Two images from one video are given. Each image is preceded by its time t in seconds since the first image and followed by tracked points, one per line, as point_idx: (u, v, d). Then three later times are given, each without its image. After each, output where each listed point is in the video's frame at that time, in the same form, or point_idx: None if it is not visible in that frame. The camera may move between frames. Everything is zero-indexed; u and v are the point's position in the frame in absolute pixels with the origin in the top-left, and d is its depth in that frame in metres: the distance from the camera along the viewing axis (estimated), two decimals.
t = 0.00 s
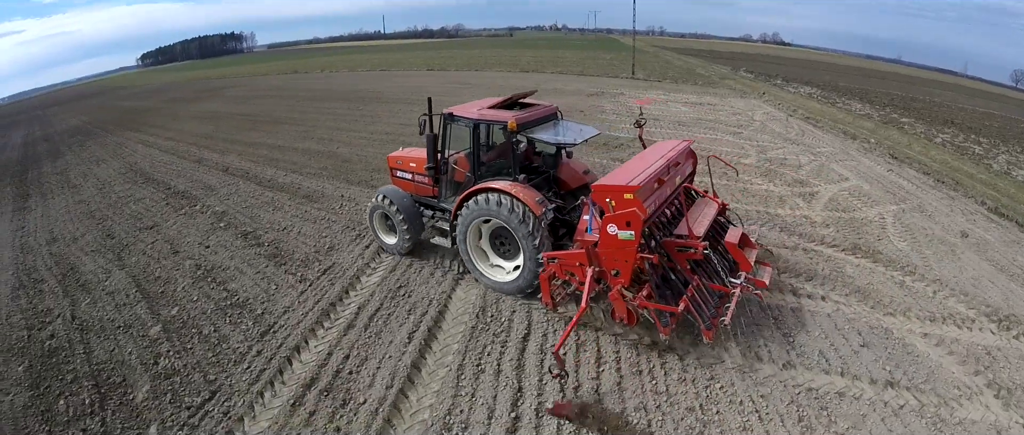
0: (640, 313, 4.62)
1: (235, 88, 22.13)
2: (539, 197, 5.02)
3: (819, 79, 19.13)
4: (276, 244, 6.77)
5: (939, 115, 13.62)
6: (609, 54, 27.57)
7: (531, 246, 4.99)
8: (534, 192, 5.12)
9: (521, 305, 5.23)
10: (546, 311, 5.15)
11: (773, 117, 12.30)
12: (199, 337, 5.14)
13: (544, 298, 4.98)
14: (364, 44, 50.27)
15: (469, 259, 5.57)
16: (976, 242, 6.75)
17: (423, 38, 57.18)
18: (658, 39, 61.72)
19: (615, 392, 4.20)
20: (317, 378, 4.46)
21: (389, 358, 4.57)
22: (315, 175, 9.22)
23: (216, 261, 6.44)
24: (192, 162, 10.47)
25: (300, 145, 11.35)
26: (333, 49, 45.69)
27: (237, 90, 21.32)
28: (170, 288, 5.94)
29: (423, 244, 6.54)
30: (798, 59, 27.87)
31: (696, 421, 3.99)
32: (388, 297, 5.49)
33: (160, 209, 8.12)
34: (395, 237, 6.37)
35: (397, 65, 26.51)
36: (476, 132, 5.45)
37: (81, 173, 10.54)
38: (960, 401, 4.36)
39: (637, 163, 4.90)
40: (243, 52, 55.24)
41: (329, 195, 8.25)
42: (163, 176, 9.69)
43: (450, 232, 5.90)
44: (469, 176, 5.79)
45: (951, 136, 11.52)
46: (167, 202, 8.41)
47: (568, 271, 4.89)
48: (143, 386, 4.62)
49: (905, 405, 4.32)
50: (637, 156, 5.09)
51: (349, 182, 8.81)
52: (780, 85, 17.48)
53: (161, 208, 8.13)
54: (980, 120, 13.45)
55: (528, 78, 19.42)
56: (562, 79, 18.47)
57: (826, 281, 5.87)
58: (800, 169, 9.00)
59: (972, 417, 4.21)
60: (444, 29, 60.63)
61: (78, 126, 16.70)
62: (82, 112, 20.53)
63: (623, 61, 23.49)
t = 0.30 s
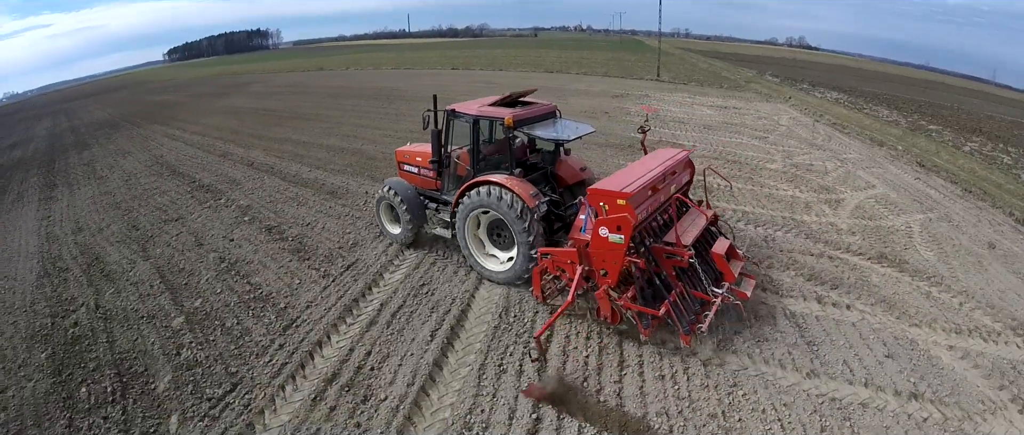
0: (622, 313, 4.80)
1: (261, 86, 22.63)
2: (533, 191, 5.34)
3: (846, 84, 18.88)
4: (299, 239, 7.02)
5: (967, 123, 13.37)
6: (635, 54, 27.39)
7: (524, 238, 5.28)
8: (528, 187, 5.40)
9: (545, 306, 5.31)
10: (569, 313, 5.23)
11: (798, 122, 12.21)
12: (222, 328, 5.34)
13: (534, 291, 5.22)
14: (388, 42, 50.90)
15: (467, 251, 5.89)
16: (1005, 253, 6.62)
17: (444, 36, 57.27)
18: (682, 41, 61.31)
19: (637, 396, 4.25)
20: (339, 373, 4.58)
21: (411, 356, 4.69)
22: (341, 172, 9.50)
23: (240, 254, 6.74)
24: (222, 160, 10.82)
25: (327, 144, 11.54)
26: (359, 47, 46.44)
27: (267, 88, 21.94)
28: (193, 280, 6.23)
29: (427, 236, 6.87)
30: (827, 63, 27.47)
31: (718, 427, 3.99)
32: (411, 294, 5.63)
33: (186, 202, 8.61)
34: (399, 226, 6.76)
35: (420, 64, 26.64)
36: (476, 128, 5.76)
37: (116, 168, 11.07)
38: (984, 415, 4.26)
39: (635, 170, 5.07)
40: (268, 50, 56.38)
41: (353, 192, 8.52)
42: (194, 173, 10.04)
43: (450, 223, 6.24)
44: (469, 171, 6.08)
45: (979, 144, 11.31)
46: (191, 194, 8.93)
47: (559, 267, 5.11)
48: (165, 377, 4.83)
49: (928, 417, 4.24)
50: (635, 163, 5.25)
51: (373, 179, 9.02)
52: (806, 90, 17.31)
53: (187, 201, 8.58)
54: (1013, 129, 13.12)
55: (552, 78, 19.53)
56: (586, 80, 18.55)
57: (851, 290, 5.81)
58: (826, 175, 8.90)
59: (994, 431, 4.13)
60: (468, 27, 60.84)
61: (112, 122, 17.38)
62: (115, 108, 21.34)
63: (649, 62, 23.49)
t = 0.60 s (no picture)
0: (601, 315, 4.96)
1: (288, 84, 23.08)
2: (528, 185, 5.54)
3: (875, 90, 18.56)
4: (324, 235, 7.27)
5: (1000, 132, 13.04)
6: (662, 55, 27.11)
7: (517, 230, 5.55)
8: (522, 180, 5.63)
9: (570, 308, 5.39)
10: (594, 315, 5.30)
11: (824, 127, 12.07)
12: (246, 321, 5.55)
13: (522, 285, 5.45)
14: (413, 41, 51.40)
15: (467, 241, 6.24)
16: None
17: (467, 35, 57.32)
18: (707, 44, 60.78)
19: (660, 400, 4.28)
20: (361, 368, 4.70)
21: (434, 353, 4.80)
22: (367, 169, 9.79)
23: (266, 247, 7.03)
24: (251, 157, 11.17)
25: (353, 143, 11.72)
26: (384, 45, 47.03)
27: (295, 85, 22.44)
28: (218, 272, 6.50)
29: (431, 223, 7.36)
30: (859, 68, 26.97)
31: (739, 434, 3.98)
32: (436, 292, 5.75)
33: (213, 195, 9.05)
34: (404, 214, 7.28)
35: (445, 63, 26.71)
36: (474, 124, 6.12)
37: (148, 164, 11.58)
38: (1008, 431, 4.14)
39: (628, 178, 5.15)
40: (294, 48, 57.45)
41: (376, 188, 8.84)
42: (224, 170, 10.37)
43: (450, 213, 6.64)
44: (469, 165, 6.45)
45: (1011, 154, 11.04)
46: (218, 188, 9.40)
47: (546, 265, 5.29)
48: (188, 367, 5.04)
49: (953, 431, 4.15)
50: (630, 171, 5.33)
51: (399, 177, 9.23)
52: (834, 95, 17.09)
53: (213, 195, 9.05)
54: None
55: (578, 78, 19.60)
56: (612, 81, 18.59)
57: (878, 300, 5.72)
58: (853, 182, 8.78)
59: None
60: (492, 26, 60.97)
61: (145, 118, 18.03)
62: (147, 104, 22.12)
63: (676, 64, 23.41)
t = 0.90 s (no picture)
0: (583, 301, 5.23)
1: (313, 82, 23.37)
2: (519, 176, 5.96)
3: (905, 97, 18.22)
4: (349, 230, 7.42)
5: None
6: (688, 56, 26.83)
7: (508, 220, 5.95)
8: (513, 170, 6.06)
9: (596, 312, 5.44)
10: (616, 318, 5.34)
11: (852, 133, 11.90)
12: (270, 314, 5.67)
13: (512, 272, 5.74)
14: (436, 39, 51.73)
15: (464, 229, 6.65)
16: None
17: (490, 34, 57.32)
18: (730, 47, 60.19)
19: (682, 405, 4.30)
20: (384, 365, 4.81)
21: (456, 352, 4.89)
22: (392, 166, 9.91)
23: (291, 242, 7.18)
24: (278, 152, 11.38)
25: (378, 140, 11.84)
26: (407, 43, 47.39)
27: (321, 82, 22.78)
28: (243, 265, 6.66)
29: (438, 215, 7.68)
30: (889, 74, 26.45)
31: None
32: (459, 289, 5.84)
33: (240, 189, 9.26)
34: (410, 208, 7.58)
35: (469, 62, 26.77)
36: (471, 119, 6.63)
37: (176, 157, 11.89)
38: None
39: (614, 173, 5.41)
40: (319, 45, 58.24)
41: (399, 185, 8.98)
42: (252, 165, 10.59)
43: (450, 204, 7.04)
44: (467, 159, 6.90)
45: None
46: (245, 182, 9.60)
47: (535, 253, 5.58)
48: (212, 357, 5.16)
49: None
50: (617, 167, 5.58)
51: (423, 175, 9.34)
52: (863, 101, 16.83)
53: (240, 189, 9.26)
54: None
55: (602, 79, 19.58)
56: (637, 83, 18.54)
57: (905, 310, 5.63)
58: (881, 190, 8.66)
59: None
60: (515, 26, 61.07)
61: (174, 112, 18.48)
62: (175, 98, 22.65)
63: (702, 66, 23.24)
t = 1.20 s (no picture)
0: (565, 285, 5.59)
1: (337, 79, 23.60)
2: (513, 167, 6.28)
3: (934, 104, 17.84)
4: (373, 227, 7.50)
5: None
6: (713, 57, 26.54)
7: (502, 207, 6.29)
8: (508, 162, 6.39)
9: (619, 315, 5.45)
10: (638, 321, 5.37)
11: (879, 140, 11.70)
12: (294, 308, 5.75)
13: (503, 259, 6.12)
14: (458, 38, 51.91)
15: (464, 219, 7.01)
16: None
17: (512, 34, 57.29)
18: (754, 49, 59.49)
19: (703, 410, 4.30)
20: (407, 362, 4.87)
21: (478, 351, 4.95)
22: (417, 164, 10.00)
23: (316, 237, 7.28)
24: (304, 148, 11.52)
25: (402, 138, 11.93)
26: (429, 41, 47.60)
27: (346, 80, 23.03)
28: (268, 259, 6.76)
29: (444, 207, 8.04)
30: (919, 79, 25.94)
31: None
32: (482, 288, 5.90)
33: (266, 184, 9.41)
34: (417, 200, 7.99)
35: (492, 62, 26.80)
36: (469, 115, 6.96)
37: (202, 151, 12.12)
38: None
39: (599, 168, 5.82)
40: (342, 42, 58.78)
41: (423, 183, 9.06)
42: (278, 160, 10.75)
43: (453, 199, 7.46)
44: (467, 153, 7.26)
45: None
46: (272, 177, 9.75)
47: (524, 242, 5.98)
48: (235, 349, 5.25)
49: None
50: (603, 163, 5.98)
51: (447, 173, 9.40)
52: (890, 107, 16.54)
53: (266, 183, 9.40)
54: None
55: (625, 80, 19.52)
56: (660, 84, 18.44)
57: (930, 321, 5.53)
58: (907, 198, 8.52)
59: None
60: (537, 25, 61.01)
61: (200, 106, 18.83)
62: (201, 93, 23.06)
63: (726, 67, 23.01)
